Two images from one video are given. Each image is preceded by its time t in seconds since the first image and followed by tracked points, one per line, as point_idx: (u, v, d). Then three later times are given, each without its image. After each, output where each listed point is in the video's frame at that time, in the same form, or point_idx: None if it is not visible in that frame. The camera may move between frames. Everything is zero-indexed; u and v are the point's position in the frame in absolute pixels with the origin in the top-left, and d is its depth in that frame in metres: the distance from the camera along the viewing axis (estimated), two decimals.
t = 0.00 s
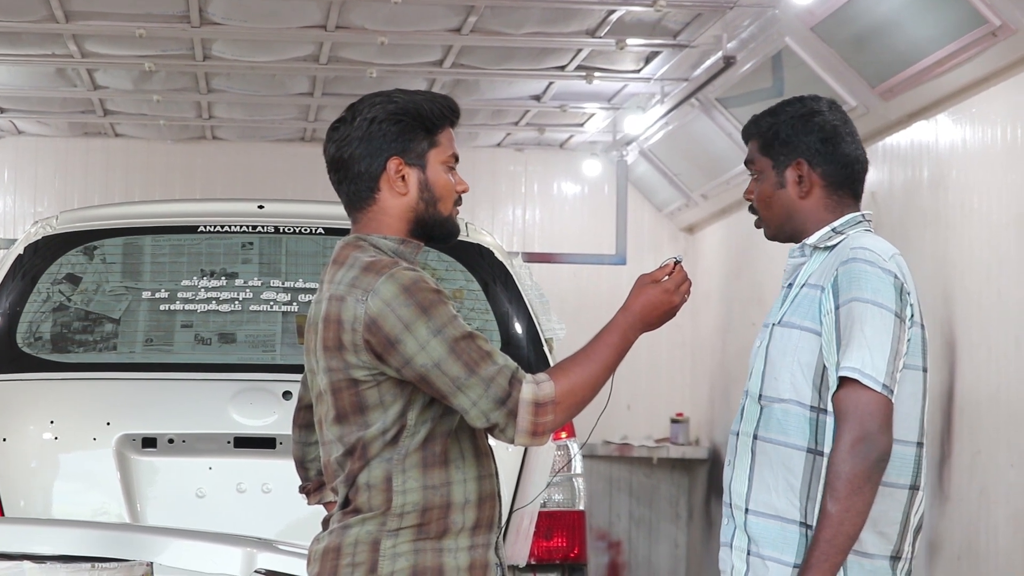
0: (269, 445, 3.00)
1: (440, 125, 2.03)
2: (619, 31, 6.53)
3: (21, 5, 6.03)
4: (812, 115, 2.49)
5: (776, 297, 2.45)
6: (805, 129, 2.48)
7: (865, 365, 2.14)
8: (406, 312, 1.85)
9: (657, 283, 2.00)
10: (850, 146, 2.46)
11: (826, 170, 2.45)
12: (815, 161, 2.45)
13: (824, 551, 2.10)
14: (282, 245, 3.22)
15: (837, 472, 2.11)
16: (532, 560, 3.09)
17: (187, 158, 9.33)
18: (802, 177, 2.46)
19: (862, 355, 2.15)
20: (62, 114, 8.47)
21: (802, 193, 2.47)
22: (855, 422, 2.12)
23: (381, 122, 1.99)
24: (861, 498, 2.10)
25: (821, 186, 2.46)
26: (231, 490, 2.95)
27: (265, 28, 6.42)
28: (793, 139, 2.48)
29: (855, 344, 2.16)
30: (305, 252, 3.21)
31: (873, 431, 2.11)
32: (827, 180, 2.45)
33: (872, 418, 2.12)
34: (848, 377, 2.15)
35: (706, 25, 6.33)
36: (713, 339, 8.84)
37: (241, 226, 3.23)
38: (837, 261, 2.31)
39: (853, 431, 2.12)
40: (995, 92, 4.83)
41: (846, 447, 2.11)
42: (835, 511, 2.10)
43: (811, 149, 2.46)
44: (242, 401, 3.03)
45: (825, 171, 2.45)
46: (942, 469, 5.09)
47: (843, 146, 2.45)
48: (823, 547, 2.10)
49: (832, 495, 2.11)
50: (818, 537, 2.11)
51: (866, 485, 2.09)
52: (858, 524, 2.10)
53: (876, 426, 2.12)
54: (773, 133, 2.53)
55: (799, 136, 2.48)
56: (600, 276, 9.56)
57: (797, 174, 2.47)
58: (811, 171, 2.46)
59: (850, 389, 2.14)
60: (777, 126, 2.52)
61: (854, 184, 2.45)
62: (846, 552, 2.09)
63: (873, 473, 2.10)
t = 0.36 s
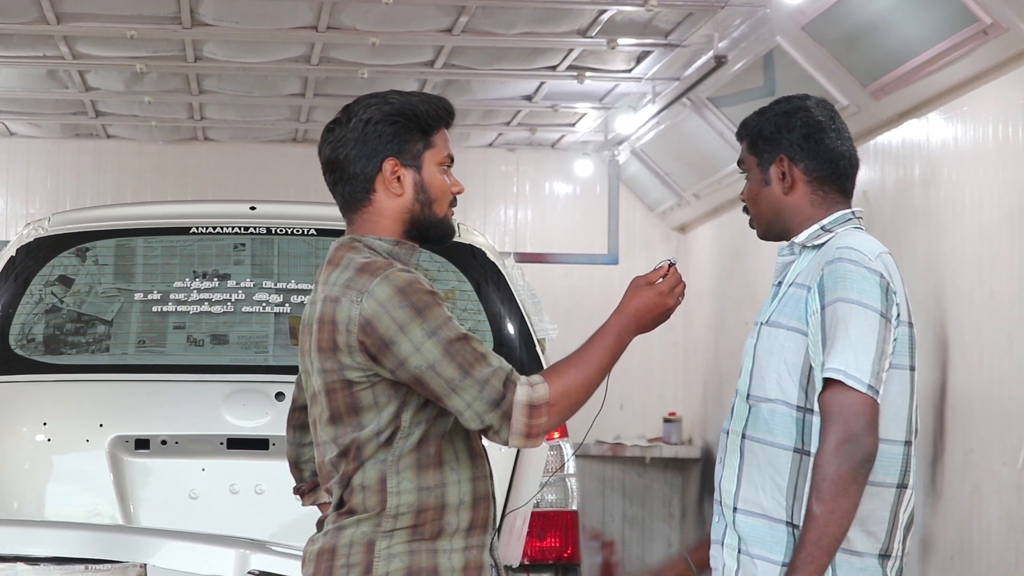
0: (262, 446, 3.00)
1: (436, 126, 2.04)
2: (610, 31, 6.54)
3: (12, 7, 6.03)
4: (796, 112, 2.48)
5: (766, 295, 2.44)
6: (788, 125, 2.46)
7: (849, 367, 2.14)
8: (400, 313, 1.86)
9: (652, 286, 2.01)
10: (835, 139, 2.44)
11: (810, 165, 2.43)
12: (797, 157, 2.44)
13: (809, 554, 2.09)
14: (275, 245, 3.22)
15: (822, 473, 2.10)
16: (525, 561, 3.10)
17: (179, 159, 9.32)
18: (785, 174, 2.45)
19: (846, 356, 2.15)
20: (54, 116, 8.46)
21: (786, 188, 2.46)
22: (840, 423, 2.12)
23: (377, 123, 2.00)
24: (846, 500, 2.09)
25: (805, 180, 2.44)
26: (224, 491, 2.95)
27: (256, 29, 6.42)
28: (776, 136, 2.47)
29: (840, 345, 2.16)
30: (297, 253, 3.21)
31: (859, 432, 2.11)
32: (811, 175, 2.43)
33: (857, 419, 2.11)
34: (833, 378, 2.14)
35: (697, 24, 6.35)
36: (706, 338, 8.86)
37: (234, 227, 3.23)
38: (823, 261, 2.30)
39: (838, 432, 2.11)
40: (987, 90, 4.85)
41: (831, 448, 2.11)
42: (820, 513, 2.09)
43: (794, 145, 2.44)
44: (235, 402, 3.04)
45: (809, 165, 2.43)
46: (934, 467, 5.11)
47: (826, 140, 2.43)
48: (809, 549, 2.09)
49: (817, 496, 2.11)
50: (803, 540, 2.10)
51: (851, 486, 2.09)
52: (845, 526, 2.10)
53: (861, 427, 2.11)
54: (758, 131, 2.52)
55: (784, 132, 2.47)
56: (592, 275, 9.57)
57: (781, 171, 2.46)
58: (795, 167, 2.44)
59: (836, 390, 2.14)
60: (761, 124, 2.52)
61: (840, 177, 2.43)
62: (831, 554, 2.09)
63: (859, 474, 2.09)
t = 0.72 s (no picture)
0: (254, 449, 3.00)
1: (429, 128, 2.04)
2: (602, 33, 6.55)
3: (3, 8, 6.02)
4: (772, 117, 2.53)
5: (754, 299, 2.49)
6: (765, 131, 2.52)
7: (830, 372, 2.18)
8: (394, 316, 1.86)
9: (644, 287, 2.03)
10: (813, 138, 2.49)
11: (791, 166, 2.48)
12: (778, 159, 2.49)
13: (797, 558, 2.15)
14: (266, 248, 3.22)
15: (804, 478, 2.16)
16: (517, 563, 3.10)
17: (171, 161, 9.31)
18: (768, 177, 2.51)
19: (826, 361, 2.20)
20: (46, 118, 8.44)
21: (771, 192, 2.51)
22: (822, 428, 2.17)
23: (371, 125, 2.00)
24: (830, 504, 2.14)
25: (787, 182, 2.49)
26: (216, 493, 2.95)
27: (248, 31, 6.42)
28: (756, 143, 2.53)
29: (821, 350, 2.21)
30: (289, 255, 3.22)
31: (841, 436, 2.16)
32: (794, 176, 2.48)
33: (837, 423, 2.17)
34: (814, 383, 2.19)
35: (689, 27, 6.36)
36: (697, 340, 8.88)
37: (225, 230, 3.24)
38: (806, 265, 2.35)
39: (820, 437, 2.17)
40: (978, 92, 4.86)
41: (813, 451, 2.16)
42: (805, 518, 2.15)
43: (773, 149, 2.50)
44: (227, 404, 3.04)
45: (790, 166, 2.48)
46: (926, 469, 5.12)
47: (804, 140, 2.48)
48: (795, 553, 2.15)
49: (801, 501, 2.17)
50: (790, 544, 2.17)
51: (833, 489, 2.14)
52: (830, 529, 2.15)
53: (842, 430, 2.16)
54: (738, 140, 2.59)
55: (763, 138, 2.52)
56: (584, 277, 9.58)
57: (764, 175, 2.51)
58: (776, 169, 2.50)
59: (817, 395, 2.19)
60: (741, 134, 2.58)
61: (822, 175, 2.48)
62: (817, 558, 2.15)
63: (841, 477, 2.14)
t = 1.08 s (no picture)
0: (250, 450, 3.00)
1: (426, 130, 2.04)
2: (598, 34, 6.55)
3: None
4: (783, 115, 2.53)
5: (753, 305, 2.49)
6: (773, 130, 2.52)
7: (833, 383, 2.18)
8: (391, 317, 1.86)
9: (641, 288, 2.03)
10: (821, 144, 2.49)
11: (796, 170, 2.48)
12: (782, 162, 2.49)
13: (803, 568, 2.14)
14: (263, 249, 3.21)
15: (809, 488, 2.16)
16: (514, 565, 3.11)
17: (167, 162, 9.31)
18: (770, 178, 2.51)
19: (828, 372, 2.19)
20: (42, 120, 8.44)
21: (771, 192, 2.51)
22: (825, 438, 2.17)
23: (369, 127, 2.00)
24: (834, 513, 2.15)
25: (790, 184, 2.49)
26: (213, 494, 2.95)
27: (244, 33, 6.42)
28: (762, 141, 2.53)
29: (823, 361, 2.21)
30: (286, 256, 3.21)
31: (844, 446, 2.16)
32: (796, 180, 2.49)
33: (840, 433, 2.17)
34: (816, 395, 2.19)
35: (685, 28, 6.36)
36: (693, 341, 8.88)
37: (222, 231, 3.23)
38: (806, 273, 2.35)
39: (823, 447, 2.17)
40: (975, 94, 4.87)
41: (817, 461, 2.17)
42: (810, 528, 2.15)
43: (778, 150, 2.50)
44: (223, 405, 3.04)
45: (794, 170, 2.48)
46: (922, 471, 5.13)
47: (811, 144, 2.48)
48: (798, 563, 2.15)
49: (806, 510, 2.17)
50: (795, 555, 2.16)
51: (838, 499, 2.15)
52: (835, 539, 2.15)
53: (845, 440, 2.16)
54: (745, 134, 2.58)
55: (770, 137, 2.52)
56: (580, 279, 9.58)
57: (766, 175, 2.52)
58: (779, 172, 2.50)
59: (819, 406, 2.19)
60: (748, 129, 2.57)
61: (824, 181, 2.48)
62: (824, 567, 2.14)
63: (844, 486, 2.15)
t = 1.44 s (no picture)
0: (249, 459, 3.01)
1: (424, 141, 2.05)
2: (597, 45, 6.57)
3: None
4: (820, 126, 2.49)
5: (756, 320, 2.39)
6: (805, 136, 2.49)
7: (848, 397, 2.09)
8: (390, 326, 1.87)
9: (639, 298, 2.02)
10: (847, 164, 2.47)
11: (822, 181, 2.45)
12: (814, 169, 2.45)
13: None
14: (262, 259, 3.21)
15: (825, 502, 2.05)
16: None
17: (166, 172, 9.32)
18: (797, 181, 2.45)
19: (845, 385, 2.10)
20: (42, 128, 8.45)
21: (793, 196, 2.45)
22: (840, 452, 2.07)
23: (367, 138, 2.01)
24: (849, 529, 2.04)
25: (813, 194, 2.44)
26: (210, 503, 2.95)
27: (244, 42, 6.43)
28: (795, 143, 2.48)
29: (837, 375, 2.11)
30: (285, 267, 3.20)
31: (860, 460, 2.06)
32: (819, 190, 2.44)
33: (856, 447, 2.07)
34: (831, 409, 2.09)
35: (685, 39, 6.38)
36: (691, 353, 8.88)
37: (222, 241, 3.23)
38: (814, 289, 2.25)
39: (839, 460, 2.06)
40: (974, 106, 4.88)
41: (832, 475, 2.06)
42: (825, 542, 2.04)
43: (812, 156, 2.46)
44: (221, 415, 3.05)
45: (821, 181, 2.44)
46: (920, 483, 5.13)
47: (842, 162, 2.45)
48: None
49: (821, 523, 2.06)
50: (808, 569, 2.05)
51: (854, 513, 2.04)
52: (849, 554, 2.04)
53: (861, 454, 2.06)
54: (776, 133, 2.52)
55: (803, 142, 2.49)
56: (578, 290, 9.59)
57: (793, 176, 2.46)
58: (807, 178, 2.45)
59: (834, 420, 2.09)
60: (782, 128, 2.52)
61: (842, 200, 2.45)
62: None
63: (861, 501, 2.05)
